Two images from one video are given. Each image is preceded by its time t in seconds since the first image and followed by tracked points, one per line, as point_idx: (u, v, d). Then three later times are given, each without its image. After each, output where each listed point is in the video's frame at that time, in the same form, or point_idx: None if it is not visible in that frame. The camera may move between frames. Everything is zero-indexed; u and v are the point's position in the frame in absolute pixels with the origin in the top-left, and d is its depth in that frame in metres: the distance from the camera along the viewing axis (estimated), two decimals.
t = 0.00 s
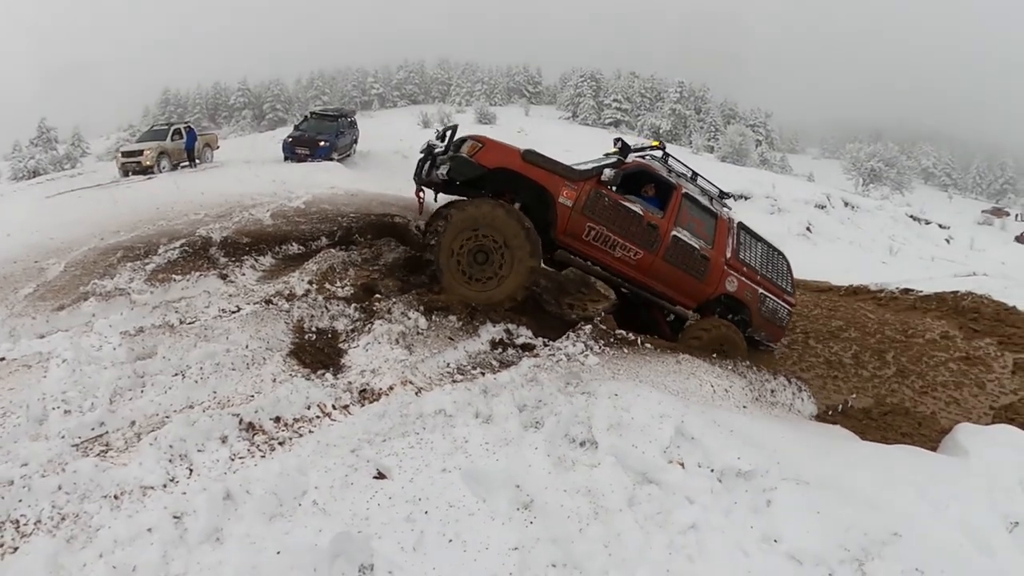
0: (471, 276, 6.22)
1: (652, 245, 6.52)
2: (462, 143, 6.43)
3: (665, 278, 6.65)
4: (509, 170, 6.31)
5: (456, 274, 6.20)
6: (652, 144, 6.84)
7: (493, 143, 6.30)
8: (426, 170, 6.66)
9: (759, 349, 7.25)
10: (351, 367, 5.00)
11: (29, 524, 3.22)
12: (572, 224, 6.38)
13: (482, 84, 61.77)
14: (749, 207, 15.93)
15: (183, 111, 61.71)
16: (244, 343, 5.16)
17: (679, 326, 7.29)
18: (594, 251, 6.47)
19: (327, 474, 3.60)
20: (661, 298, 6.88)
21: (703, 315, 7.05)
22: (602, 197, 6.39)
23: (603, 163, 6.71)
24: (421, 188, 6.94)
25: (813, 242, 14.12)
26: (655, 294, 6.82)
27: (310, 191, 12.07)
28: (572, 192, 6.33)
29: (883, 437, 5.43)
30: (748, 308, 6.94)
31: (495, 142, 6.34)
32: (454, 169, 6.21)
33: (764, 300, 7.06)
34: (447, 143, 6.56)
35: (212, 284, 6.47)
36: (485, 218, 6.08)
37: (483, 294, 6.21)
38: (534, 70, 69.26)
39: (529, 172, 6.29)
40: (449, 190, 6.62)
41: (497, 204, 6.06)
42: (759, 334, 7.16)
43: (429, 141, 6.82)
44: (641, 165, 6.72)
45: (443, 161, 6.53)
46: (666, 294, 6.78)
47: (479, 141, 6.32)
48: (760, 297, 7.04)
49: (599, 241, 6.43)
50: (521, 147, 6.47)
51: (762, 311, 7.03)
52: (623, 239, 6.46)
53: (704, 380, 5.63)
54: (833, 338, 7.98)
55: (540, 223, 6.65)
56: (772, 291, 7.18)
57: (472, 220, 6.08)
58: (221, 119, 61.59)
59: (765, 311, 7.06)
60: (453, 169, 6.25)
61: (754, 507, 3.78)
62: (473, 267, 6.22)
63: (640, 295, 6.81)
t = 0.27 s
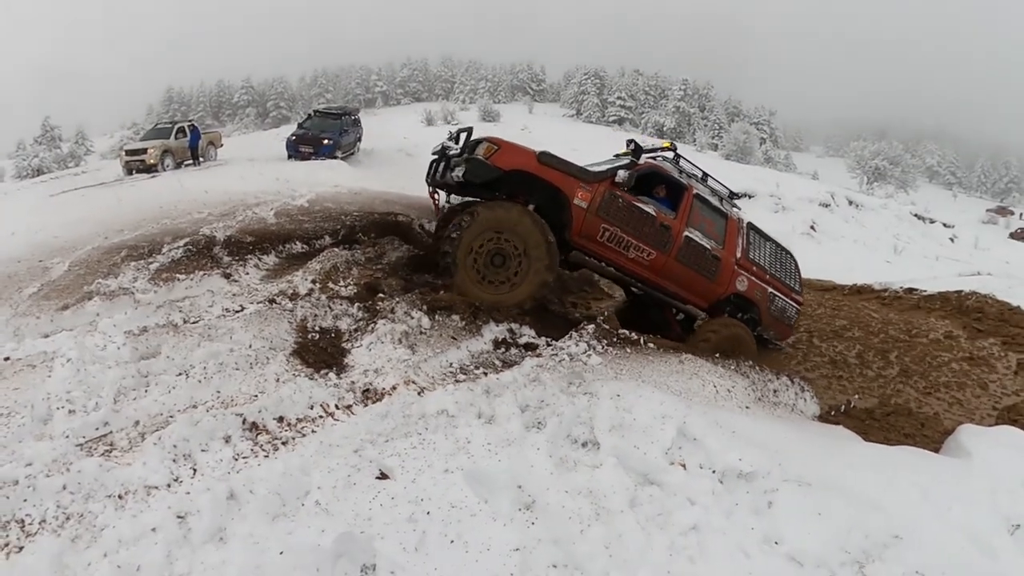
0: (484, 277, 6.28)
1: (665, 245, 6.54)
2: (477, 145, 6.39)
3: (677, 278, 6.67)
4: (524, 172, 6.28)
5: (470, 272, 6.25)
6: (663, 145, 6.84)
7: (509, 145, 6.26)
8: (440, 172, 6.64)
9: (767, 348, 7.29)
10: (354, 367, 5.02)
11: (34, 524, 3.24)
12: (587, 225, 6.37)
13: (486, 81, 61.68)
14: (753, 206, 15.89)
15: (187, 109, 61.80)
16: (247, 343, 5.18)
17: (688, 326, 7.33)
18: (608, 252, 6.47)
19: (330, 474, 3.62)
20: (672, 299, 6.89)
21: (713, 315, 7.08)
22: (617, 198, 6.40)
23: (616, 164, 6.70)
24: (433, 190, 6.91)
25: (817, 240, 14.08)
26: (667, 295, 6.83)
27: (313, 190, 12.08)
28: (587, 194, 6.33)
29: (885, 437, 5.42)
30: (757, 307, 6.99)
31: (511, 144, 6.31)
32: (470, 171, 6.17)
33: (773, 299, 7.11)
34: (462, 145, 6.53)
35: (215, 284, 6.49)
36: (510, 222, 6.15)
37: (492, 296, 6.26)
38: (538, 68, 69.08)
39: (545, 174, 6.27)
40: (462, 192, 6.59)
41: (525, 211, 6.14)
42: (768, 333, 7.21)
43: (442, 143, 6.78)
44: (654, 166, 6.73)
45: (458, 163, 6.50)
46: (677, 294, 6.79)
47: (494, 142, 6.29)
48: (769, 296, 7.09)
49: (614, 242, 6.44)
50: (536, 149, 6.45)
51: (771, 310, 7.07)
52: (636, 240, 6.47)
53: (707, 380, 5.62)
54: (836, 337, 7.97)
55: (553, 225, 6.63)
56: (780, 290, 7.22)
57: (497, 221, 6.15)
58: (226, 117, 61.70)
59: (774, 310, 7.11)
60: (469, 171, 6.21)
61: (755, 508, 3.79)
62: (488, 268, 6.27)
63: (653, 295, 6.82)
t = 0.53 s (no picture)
0: (497, 282, 6.20)
1: (676, 246, 6.49)
2: (489, 147, 6.36)
3: (689, 279, 6.62)
4: (536, 174, 6.22)
5: (484, 275, 6.16)
6: (674, 145, 6.79)
7: (521, 147, 6.21)
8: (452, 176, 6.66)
9: (777, 348, 7.25)
10: (354, 366, 4.98)
11: (29, 523, 3.21)
12: (599, 227, 6.31)
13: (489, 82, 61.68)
14: (757, 206, 15.80)
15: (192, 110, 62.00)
16: (247, 341, 5.15)
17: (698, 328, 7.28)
18: (620, 254, 6.42)
19: (327, 475, 3.58)
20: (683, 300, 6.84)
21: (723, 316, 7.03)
22: (629, 200, 6.34)
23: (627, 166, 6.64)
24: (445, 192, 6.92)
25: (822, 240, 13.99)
26: (678, 296, 6.78)
27: (315, 189, 12.06)
28: (599, 196, 6.27)
29: (890, 438, 5.35)
30: (767, 307, 6.95)
31: (523, 146, 6.26)
32: (482, 174, 6.13)
33: (783, 299, 7.08)
34: (474, 148, 6.53)
35: (216, 282, 6.45)
36: (527, 229, 6.03)
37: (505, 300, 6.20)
38: (542, 68, 69.05)
39: (557, 176, 6.21)
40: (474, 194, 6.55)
41: (542, 219, 6.03)
42: (778, 333, 7.17)
43: (453, 146, 6.83)
44: (665, 167, 6.67)
45: (470, 166, 6.48)
46: (689, 295, 6.74)
47: (506, 145, 6.24)
48: (779, 296, 7.06)
49: (626, 244, 6.38)
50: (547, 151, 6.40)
51: (781, 310, 7.04)
52: (648, 241, 6.42)
53: (710, 381, 5.56)
54: (841, 337, 7.89)
55: (565, 227, 6.56)
56: (790, 289, 7.19)
57: (514, 228, 6.03)
58: (230, 117, 61.86)
59: (784, 310, 7.07)
60: (481, 173, 6.17)
61: (758, 511, 3.73)
62: (502, 273, 6.19)
63: (664, 297, 6.77)
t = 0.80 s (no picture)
0: (500, 283, 6.21)
1: (679, 248, 6.51)
2: (491, 149, 6.39)
3: (691, 281, 6.64)
4: (538, 176, 6.25)
5: (487, 277, 6.17)
6: (676, 146, 6.81)
7: (523, 149, 6.24)
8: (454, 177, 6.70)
9: (780, 348, 7.27)
10: (357, 367, 5.01)
11: (36, 523, 3.24)
12: (601, 229, 6.33)
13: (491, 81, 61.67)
14: (759, 206, 15.81)
15: (194, 108, 62.06)
16: (251, 342, 5.19)
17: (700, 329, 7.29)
18: (622, 255, 6.44)
19: (331, 475, 3.61)
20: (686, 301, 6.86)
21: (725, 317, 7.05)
22: (631, 201, 6.36)
23: (629, 168, 6.67)
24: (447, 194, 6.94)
25: (824, 241, 14.00)
26: (681, 297, 6.80)
27: (318, 189, 12.09)
28: (601, 197, 6.30)
29: (891, 439, 5.37)
30: (769, 308, 6.97)
31: (525, 148, 6.29)
32: (484, 176, 6.16)
33: (785, 299, 7.09)
34: (476, 150, 6.56)
35: (219, 283, 6.49)
36: (531, 230, 6.06)
37: (508, 302, 6.21)
38: (544, 67, 69.03)
39: (559, 178, 6.24)
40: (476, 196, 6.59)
41: (545, 221, 6.05)
42: (780, 333, 7.19)
43: (455, 147, 6.86)
44: (667, 168, 6.69)
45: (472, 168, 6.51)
46: (691, 296, 6.76)
47: (508, 147, 6.28)
48: (781, 296, 7.08)
49: (628, 245, 6.40)
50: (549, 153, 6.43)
51: (783, 310, 7.06)
52: (650, 243, 6.44)
53: (712, 382, 5.58)
54: (844, 338, 7.90)
55: (567, 229, 6.59)
56: (792, 290, 7.21)
57: (517, 229, 6.06)
58: (233, 116, 61.93)
59: (786, 311, 7.09)
60: (483, 175, 6.21)
61: (758, 511, 3.76)
62: (504, 275, 6.20)
63: (666, 298, 6.79)
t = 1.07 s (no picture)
0: (500, 279, 6.18)
1: (680, 243, 6.49)
2: (492, 145, 6.38)
3: (692, 276, 6.62)
4: (539, 172, 6.24)
5: (487, 272, 6.14)
6: (676, 142, 6.79)
7: (524, 144, 6.23)
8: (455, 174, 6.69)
9: (781, 344, 7.25)
10: (355, 362, 5.00)
11: (33, 517, 3.24)
12: (602, 225, 6.32)
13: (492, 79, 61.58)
14: (760, 203, 15.78)
15: (196, 106, 62.06)
16: (249, 337, 5.18)
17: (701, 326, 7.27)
18: (623, 251, 6.42)
19: (327, 469, 3.60)
20: (687, 297, 6.84)
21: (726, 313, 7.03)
22: (632, 197, 6.35)
23: (630, 164, 6.66)
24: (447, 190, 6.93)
25: (825, 238, 13.97)
26: (681, 293, 6.78)
27: (318, 186, 12.09)
28: (601, 193, 6.28)
29: (891, 436, 5.36)
30: (771, 304, 6.95)
31: (526, 144, 6.28)
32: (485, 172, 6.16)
33: (786, 295, 7.08)
34: (477, 146, 6.55)
35: (218, 279, 6.49)
36: (532, 226, 6.04)
37: (507, 298, 6.18)
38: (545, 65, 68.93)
39: (560, 174, 6.22)
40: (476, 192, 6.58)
41: (547, 217, 6.03)
42: (781, 329, 7.17)
43: (456, 144, 6.85)
44: (667, 164, 6.68)
45: (473, 164, 6.49)
46: (692, 292, 6.74)
47: (509, 142, 6.26)
48: (782, 292, 7.06)
49: (629, 241, 6.39)
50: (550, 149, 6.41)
51: (784, 306, 7.04)
52: (651, 238, 6.42)
53: (711, 377, 5.57)
54: (845, 335, 7.88)
55: (568, 225, 6.58)
56: (793, 286, 7.19)
57: (519, 225, 6.04)
58: (234, 113, 61.92)
59: (787, 307, 7.08)
60: (484, 171, 6.20)
61: (756, 507, 3.75)
62: (505, 270, 6.18)
63: (667, 294, 6.77)
